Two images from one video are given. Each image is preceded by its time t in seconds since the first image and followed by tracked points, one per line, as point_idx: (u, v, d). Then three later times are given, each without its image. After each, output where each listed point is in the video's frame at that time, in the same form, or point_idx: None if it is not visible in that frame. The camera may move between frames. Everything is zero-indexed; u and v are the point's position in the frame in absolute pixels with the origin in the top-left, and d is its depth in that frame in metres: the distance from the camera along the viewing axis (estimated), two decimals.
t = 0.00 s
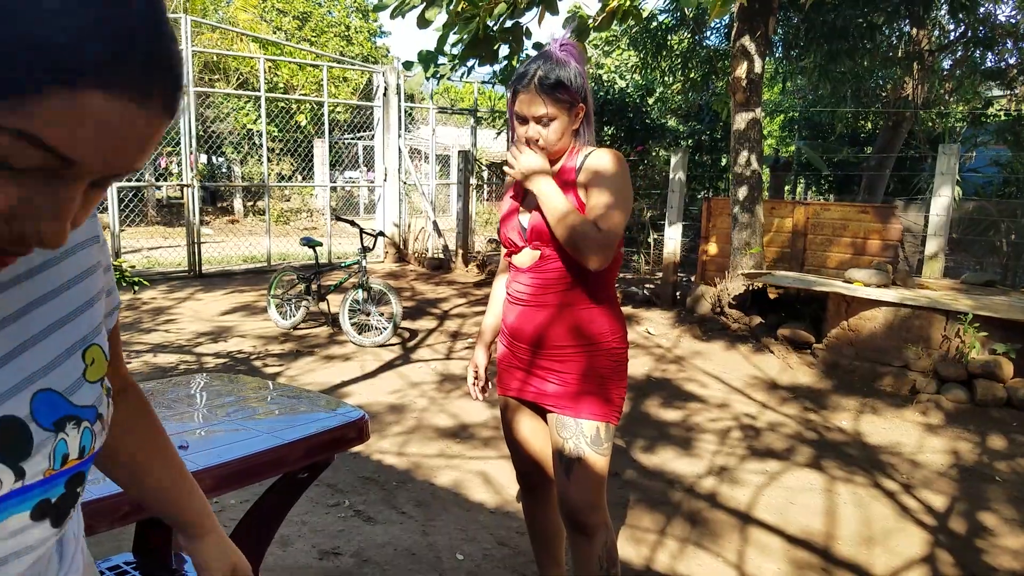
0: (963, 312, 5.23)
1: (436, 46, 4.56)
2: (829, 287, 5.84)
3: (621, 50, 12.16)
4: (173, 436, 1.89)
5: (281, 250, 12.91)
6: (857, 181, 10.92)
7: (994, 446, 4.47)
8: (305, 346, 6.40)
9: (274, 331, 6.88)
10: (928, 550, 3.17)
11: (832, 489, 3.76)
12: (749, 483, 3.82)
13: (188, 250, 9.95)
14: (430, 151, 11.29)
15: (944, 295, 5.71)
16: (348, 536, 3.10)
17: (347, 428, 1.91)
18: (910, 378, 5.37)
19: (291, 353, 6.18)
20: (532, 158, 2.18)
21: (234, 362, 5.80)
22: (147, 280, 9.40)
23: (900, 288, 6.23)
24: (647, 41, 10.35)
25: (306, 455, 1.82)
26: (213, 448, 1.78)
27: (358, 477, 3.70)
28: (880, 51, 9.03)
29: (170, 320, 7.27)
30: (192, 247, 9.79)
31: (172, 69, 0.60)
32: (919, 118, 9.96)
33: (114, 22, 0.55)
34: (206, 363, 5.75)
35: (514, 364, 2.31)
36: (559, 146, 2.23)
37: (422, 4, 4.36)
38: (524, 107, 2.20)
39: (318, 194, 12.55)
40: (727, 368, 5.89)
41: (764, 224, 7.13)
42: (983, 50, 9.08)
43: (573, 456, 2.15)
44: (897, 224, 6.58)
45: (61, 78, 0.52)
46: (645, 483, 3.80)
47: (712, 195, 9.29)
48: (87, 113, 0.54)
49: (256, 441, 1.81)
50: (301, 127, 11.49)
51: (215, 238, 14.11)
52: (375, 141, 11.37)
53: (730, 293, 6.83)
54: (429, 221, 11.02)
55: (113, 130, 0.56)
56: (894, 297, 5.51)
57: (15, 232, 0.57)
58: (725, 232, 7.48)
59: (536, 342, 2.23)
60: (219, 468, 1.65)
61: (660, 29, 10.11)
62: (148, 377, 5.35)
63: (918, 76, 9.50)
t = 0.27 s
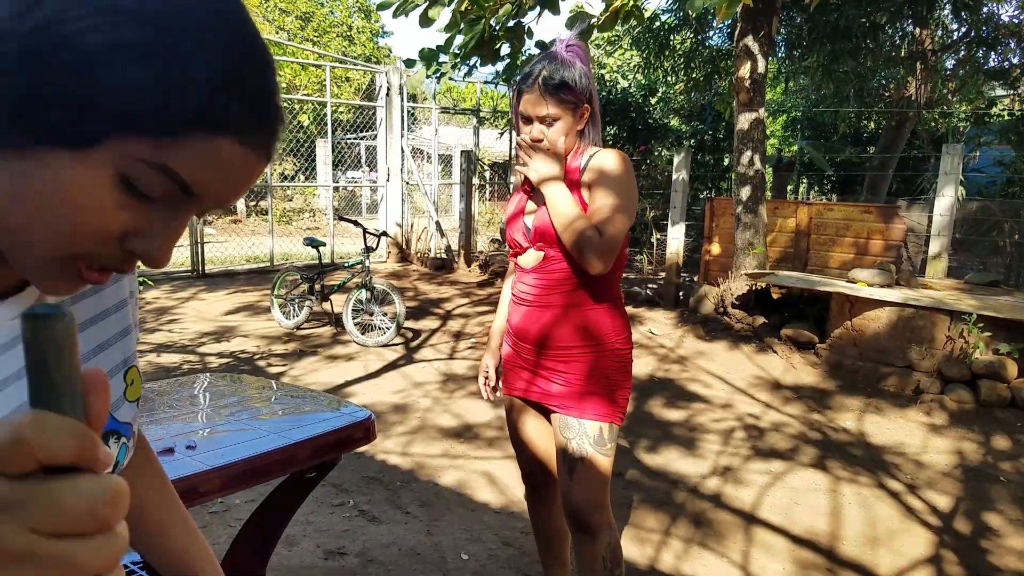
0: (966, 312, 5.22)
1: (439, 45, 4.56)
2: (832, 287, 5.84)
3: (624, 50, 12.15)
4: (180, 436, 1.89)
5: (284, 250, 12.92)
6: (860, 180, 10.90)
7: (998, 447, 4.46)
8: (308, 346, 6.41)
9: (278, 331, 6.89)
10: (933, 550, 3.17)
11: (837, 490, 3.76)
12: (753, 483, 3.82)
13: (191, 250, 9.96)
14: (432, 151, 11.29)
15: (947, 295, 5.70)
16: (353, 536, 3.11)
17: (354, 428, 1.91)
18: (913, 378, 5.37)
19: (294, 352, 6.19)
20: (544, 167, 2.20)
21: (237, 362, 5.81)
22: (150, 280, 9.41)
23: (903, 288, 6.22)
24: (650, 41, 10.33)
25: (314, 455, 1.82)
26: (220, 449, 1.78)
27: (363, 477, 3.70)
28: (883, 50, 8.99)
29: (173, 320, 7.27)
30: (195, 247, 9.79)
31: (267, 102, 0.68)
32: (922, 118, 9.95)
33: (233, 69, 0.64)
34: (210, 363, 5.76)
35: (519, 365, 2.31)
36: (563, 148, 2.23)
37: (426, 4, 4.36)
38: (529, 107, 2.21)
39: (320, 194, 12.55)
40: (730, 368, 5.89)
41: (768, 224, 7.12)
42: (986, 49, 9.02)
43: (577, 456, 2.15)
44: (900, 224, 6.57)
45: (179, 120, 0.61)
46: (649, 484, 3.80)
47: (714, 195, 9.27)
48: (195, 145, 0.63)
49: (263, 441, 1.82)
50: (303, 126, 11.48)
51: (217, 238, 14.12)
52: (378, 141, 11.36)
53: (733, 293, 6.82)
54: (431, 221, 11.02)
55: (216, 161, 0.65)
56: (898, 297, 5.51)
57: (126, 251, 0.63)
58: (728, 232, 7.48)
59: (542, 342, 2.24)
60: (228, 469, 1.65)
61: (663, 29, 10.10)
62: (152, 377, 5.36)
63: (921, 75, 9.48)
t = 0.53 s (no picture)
0: (969, 312, 5.22)
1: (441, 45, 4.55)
2: (835, 287, 5.83)
3: (626, 50, 12.15)
4: (182, 437, 1.89)
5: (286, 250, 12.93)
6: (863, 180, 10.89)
7: (1001, 448, 4.46)
8: (310, 346, 6.41)
9: (280, 331, 6.89)
10: (936, 551, 3.17)
11: (839, 491, 3.76)
12: (756, 484, 3.82)
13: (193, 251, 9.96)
14: (435, 151, 11.29)
15: (950, 296, 5.70)
16: (356, 536, 3.11)
17: (357, 429, 1.91)
18: (916, 379, 5.37)
19: (297, 353, 6.20)
20: (542, 164, 2.20)
21: (240, 362, 5.82)
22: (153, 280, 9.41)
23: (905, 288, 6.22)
24: (652, 41, 10.33)
25: (317, 456, 1.82)
26: (223, 450, 1.78)
27: (365, 477, 3.71)
28: (885, 50, 8.98)
29: (176, 320, 7.28)
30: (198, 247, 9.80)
31: (320, 169, 0.86)
32: (925, 118, 9.94)
33: (296, 145, 0.82)
34: (212, 363, 5.76)
35: (523, 366, 2.31)
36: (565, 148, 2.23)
37: (428, 4, 4.36)
38: (530, 107, 2.21)
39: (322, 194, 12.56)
40: (732, 368, 5.88)
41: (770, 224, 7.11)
42: (989, 49, 9.06)
43: (579, 457, 2.15)
44: (903, 224, 6.57)
45: (240, 183, 0.79)
46: (652, 484, 3.80)
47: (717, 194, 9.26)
48: (262, 204, 0.82)
49: (266, 442, 1.81)
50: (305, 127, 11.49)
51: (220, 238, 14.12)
52: (380, 141, 11.36)
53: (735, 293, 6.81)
54: (434, 221, 11.03)
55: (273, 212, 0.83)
56: (900, 297, 5.50)
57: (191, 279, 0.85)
58: (730, 232, 7.47)
59: (544, 343, 2.23)
60: (231, 470, 1.65)
61: (665, 29, 10.09)
62: (154, 377, 5.36)
63: (924, 75, 9.50)
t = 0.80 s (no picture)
0: (973, 312, 5.21)
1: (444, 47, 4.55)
2: (837, 288, 5.82)
3: (628, 50, 12.16)
4: (186, 438, 1.89)
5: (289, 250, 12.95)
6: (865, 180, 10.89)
7: (1005, 449, 4.45)
8: (313, 346, 6.42)
9: (283, 331, 6.90)
10: (940, 553, 3.16)
11: (843, 492, 3.75)
12: (759, 485, 3.81)
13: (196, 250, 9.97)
14: (437, 151, 11.30)
15: (953, 296, 5.69)
16: (359, 536, 3.11)
17: (361, 430, 1.91)
18: (919, 380, 5.36)
19: (299, 353, 6.20)
20: (545, 164, 2.19)
21: (243, 362, 5.82)
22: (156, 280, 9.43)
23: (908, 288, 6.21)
24: (654, 41, 10.34)
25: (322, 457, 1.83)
26: (226, 451, 1.78)
27: (368, 478, 3.71)
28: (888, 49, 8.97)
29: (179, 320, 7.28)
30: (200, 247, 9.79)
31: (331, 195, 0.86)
32: (927, 118, 9.93)
33: (308, 166, 0.82)
34: (215, 363, 5.77)
35: (526, 368, 2.30)
36: (568, 149, 2.24)
37: (431, 6, 4.36)
38: (533, 107, 2.21)
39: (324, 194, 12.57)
40: (735, 369, 5.88)
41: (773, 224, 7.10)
42: (993, 49, 9.04)
43: (583, 460, 2.14)
44: (906, 225, 6.56)
45: (251, 207, 0.79)
46: (655, 485, 3.79)
47: (719, 195, 9.26)
48: (273, 225, 0.81)
49: (271, 443, 1.82)
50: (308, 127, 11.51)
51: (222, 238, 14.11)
52: (382, 141, 11.37)
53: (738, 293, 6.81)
54: (436, 221, 11.04)
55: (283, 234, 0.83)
56: (903, 297, 5.50)
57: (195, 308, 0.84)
58: (733, 232, 7.46)
59: (548, 344, 2.23)
60: (236, 470, 1.65)
61: (667, 29, 10.10)
62: (157, 377, 5.36)
63: (927, 76, 9.50)
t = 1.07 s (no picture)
0: (977, 313, 5.21)
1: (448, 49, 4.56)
2: (841, 288, 5.81)
3: (631, 50, 12.16)
4: (191, 439, 1.89)
5: (291, 250, 12.96)
6: (868, 181, 10.88)
7: (1009, 449, 4.44)
8: (316, 346, 6.42)
9: (286, 331, 6.90)
10: (946, 554, 3.15)
11: (847, 493, 3.75)
12: (763, 486, 3.81)
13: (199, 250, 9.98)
14: (439, 151, 11.30)
15: (957, 296, 5.68)
16: (363, 536, 3.11)
17: (367, 431, 1.91)
18: (923, 380, 5.36)
19: (303, 353, 6.20)
20: (553, 164, 2.19)
21: (246, 362, 5.82)
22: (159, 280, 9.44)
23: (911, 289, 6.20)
24: (657, 41, 10.33)
25: (327, 458, 1.82)
26: (232, 452, 1.78)
27: (372, 478, 3.71)
28: (891, 49, 8.95)
29: (182, 320, 7.28)
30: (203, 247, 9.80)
31: (300, 153, 0.77)
32: (930, 118, 9.92)
33: (270, 129, 0.73)
34: (219, 363, 5.77)
35: (531, 369, 2.30)
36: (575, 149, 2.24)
37: (435, 8, 4.37)
38: (539, 108, 2.21)
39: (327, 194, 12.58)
40: (739, 369, 5.87)
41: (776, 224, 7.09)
42: (996, 48, 8.99)
43: (589, 461, 2.14)
44: (909, 225, 6.55)
45: (206, 177, 0.70)
46: (659, 486, 3.79)
47: (722, 195, 9.26)
48: (235, 198, 0.73)
49: (277, 444, 1.82)
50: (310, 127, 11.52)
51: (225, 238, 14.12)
52: (385, 141, 11.37)
53: (741, 294, 6.80)
54: (439, 221, 11.04)
55: (248, 208, 0.74)
56: (908, 298, 5.49)
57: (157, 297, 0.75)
58: (737, 232, 7.45)
59: (554, 345, 2.23)
60: (243, 472, 1.65)
61: (670, 29, 10.10)
62: (161, 377, 5.36)
63: (930, 75, 9.50)
